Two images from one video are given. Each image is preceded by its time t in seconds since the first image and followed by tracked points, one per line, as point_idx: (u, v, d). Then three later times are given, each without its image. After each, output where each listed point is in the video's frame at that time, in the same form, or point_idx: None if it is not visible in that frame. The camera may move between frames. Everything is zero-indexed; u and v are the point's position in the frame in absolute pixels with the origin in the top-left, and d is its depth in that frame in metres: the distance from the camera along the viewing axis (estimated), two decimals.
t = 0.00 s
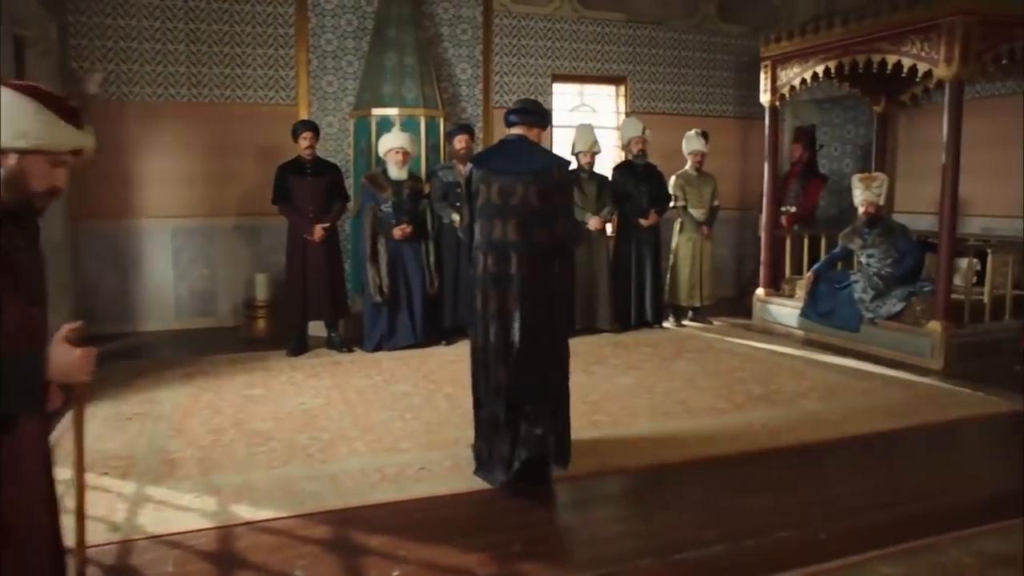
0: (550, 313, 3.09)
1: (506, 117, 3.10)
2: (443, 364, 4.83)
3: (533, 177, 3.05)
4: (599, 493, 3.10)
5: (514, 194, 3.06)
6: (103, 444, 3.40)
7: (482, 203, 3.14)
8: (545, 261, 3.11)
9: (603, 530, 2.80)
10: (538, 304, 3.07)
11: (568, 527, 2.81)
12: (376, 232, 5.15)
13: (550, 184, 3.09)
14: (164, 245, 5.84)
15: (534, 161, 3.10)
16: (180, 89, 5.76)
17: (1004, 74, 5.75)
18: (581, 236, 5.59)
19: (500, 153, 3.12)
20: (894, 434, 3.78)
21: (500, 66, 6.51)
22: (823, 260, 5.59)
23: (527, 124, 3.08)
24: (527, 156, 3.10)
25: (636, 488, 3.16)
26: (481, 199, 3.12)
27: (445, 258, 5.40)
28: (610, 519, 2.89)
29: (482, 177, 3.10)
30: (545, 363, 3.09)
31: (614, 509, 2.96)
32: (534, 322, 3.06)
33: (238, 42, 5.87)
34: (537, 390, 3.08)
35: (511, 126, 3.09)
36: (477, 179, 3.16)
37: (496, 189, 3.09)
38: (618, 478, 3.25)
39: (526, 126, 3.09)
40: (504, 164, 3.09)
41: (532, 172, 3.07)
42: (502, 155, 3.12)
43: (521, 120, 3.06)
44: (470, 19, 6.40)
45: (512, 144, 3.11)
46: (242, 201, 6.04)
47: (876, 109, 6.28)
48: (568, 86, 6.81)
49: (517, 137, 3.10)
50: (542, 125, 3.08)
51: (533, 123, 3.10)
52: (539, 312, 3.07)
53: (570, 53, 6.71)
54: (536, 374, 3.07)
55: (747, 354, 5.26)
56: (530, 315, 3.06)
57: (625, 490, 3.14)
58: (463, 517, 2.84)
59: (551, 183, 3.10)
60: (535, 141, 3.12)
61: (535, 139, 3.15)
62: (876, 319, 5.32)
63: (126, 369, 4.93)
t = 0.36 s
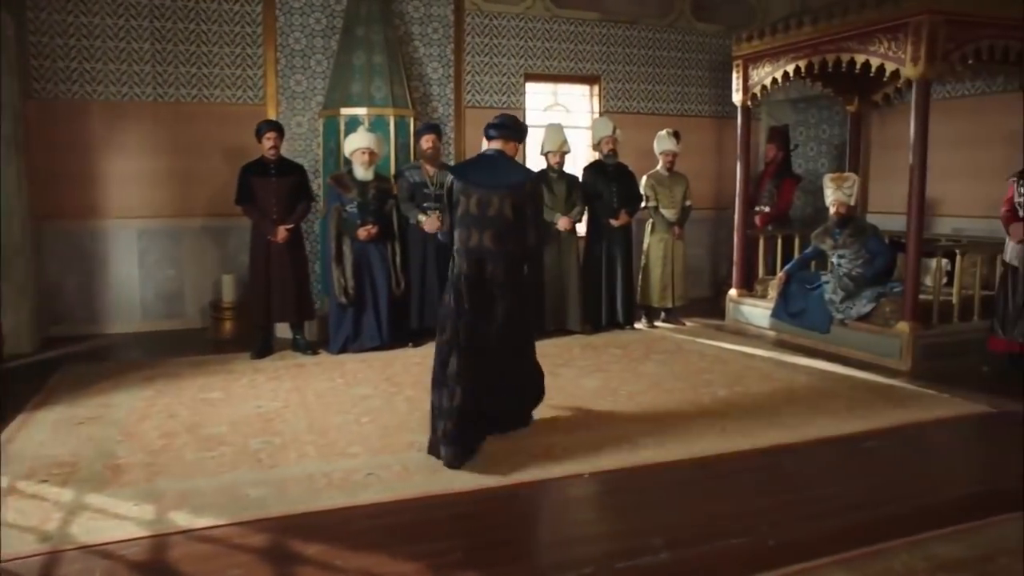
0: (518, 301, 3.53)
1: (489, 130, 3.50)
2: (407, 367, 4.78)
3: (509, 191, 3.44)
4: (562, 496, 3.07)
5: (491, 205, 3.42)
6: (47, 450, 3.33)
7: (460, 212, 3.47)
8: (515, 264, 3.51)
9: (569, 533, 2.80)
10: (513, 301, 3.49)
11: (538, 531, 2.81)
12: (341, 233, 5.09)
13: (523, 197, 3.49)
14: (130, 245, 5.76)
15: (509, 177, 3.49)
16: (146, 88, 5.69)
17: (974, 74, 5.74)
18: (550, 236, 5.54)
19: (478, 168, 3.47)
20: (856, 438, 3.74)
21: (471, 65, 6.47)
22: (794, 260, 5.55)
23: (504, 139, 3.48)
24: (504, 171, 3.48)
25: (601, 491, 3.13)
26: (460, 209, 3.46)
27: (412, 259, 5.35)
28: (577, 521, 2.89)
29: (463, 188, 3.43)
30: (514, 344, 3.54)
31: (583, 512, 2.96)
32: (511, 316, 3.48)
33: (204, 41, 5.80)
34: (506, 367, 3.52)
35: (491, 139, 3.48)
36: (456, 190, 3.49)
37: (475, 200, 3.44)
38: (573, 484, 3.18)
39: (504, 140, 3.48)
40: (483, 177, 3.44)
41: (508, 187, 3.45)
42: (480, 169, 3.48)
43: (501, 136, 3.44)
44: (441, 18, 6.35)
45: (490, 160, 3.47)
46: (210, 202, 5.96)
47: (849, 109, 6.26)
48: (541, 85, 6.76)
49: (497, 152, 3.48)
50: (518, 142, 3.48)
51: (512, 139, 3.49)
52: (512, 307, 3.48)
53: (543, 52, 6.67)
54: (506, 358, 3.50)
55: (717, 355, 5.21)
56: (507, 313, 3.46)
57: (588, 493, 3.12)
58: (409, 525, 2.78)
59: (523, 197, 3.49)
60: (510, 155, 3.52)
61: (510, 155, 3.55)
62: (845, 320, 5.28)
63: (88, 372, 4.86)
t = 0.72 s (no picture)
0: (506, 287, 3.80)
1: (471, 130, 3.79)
2: (376, 370, 4.72)
3: (487, 182, 3.73)
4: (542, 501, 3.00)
5: (470, 195, 3.72)
6: None
7: (444, 202, 3.78)
8: (496, 252, 3.77)
9: (548, 536, 2.73)
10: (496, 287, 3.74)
11: (514, 534, 2.74)
12: (310, 233, 5.04)
13: (501, 188, 3.76)
14: (103, 246, 5.71)
15: (488, 170, 3.77)
16: (117, 88, 5.65)
17: (954, 72, 5.69)
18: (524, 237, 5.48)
19: (460, 161, 3.78)
20: (823, 441, 3.64)
21: (449, 64, 6.41)
22: (773, 260, 5.48)
23: (486, 136, 3.74)
24: (483, 165, 3.77)
25: (581, 496, 3.05)
26: (443, 199, 3.77)
27: (384, 259, 5.28)
28: (555, 524, 2.82)
29: (445, 180, 3.75)
30: (505, 330, 3.77)
31: (563, 514, 2.89)
32: (492, 300, 3.72)
33: (176, 40, 5.76)
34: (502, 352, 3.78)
35: (473, 137, 3.78)
36: (441, 182, 3.81)
37: (456, 190, 3.74)
38: (524, 489, 3.09)
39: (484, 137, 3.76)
40: (463, 170, 3.75)
41: (486, 178, 3.74)
42: (462, 163, 3.79)
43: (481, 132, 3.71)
44: (418, 17, 6.28)
45: (471, 154, 3.77)
46: (183, 203, 5.90)
47: (831, 108, 6.21)
48: (520, 84, 6.70)
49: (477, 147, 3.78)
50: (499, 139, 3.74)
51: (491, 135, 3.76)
52: (495, 292, 3.74)
53: (522, 51, 6.60)
54: (495, 341, 3.74)
55: (693, 357, 5.14)
56: (487, 296, 3.71)
57: (567, 497, 3.04)
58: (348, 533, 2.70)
59: (501, 188, 3.77)
60: (491, 150, 3.79)
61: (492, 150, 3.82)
62: (822, 322, 5.20)
63: (54, 376, 4.81)
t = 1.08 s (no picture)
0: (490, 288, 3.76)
1: (455, 139, 3.78)
2: (355, 374, 4.67)
3: (462, 188, 3.68)
4: (531, 503, 2.98)
5: (447, 201, 3.69)
6: None
7: (427, 208, 3.76)
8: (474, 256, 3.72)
9: (537, 541, 2.73)
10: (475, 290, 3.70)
11: (504, 538, 2.74)
12: (292, 235, 5.00)
13: (476, 194, 3.70)
14: (90, 247, 5.70)
15: (466, 175, 3.73)
16: (104, 88, 5.64)
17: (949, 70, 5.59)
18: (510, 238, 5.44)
19: (441, 168, 3.75)
20: (800, 447, 3.54)
21: (439, 64, 6.36)
22: (764, 261, 5.37)
23: (469, 144, 3.70)
24: (461, 171, 3.73)
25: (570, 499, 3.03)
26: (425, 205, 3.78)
27: (368, 261, 5.23)
28: (545, 528, 2.82)
29: (426, 187, 3.74)
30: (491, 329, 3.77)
31: (553, 518, 2.89)
32: (471, 302, 3.69)
33: (163, 40, 5.75)
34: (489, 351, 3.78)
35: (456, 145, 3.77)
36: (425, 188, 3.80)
37: (435, 196, 3.73)
38: (484, 496, 3.00)
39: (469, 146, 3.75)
40: (440, 176, 3.72)
41: (461, 184, 3.70)
42: (443, 171, 3.75)
43: (463, 140, 3.69)
44: (407, 16, 6.24)
45: (451, 161, 3.74)
46: (170, 203, 5.88)
47: (826, 107, 6.12)
48: (512, 84, 6.65)
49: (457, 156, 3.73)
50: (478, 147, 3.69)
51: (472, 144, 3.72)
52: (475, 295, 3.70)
53: (513, 51, 6.55)
54: (477, 345, 3.72)
55: (679, 360, 5.05)
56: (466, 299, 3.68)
57: (554, 501, 3.01)
58: (297, 542, 2.64)
59: (477, 193, 3.71)
60: (472, 158, 3.75)
61: (475, 158, 3.77)
62: (812, 325, 5.09)
63: (35, 377, 4.79)
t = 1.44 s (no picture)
0: (485, 279, 4.16)
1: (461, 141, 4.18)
2: (343, 376, 4.63)
3: (455, 185, 4.11)
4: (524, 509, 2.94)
5: (443, 198, 4.14)
6: None
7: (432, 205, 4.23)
8: (468, 249, 4.15)
9: (534, 544, 2.69)
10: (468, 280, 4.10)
11: (505, 541, 2.70)
12: (283, 236, 4.98)
13: (469, 191, 4.13)
14: (88, 247, 5.73)
15: (463, 175, 4.17)
16: (101, 89, 5.66)
17: (955, 68, 5.43)
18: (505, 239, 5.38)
19: (444, 168, 4.20)
20: (784, 456, 3.43)
21: (438, 64, 6.32)
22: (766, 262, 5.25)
23: (473, 146, 4.13)
24: (462, 171, 4.15)
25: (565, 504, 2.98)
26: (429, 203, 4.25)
27: (360, 263, 5.20)
28: (543, 532, 2.78)
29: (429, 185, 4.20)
30: (484, 318, 4.14)
31: (550, 522, 2.84)
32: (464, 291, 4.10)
33: (161, 41, 5.75)
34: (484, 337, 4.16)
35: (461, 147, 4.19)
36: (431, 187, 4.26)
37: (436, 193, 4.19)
38: (449, 504, 2.94)
39: (473, 147, 4.16)
40: (441, 175, 4.18)
41: (456, 183, 4.14)
42: (444, 171, 4.20)
43: (468, 141, 4.11)
44: (405, 16, 6.21)
45: (453, 161, 4.19)
46: (168, 204, 5.89)
47: (830, 106, 6.01)
48: (512, 84, 6.58)
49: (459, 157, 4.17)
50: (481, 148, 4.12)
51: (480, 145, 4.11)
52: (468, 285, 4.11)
53: (514, 50, 6.49)
54: (466, 329, 4.12)
55: (673, 362, 4.96)
56: (459, 288, 4.10)
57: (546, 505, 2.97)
58: (254, 550, 2.59)
59: (470, 192, 4.14)
60: (473, 159, 4.17)
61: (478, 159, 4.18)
62: (810, 328, 4.99)
63: (27, 376, 4.82)
